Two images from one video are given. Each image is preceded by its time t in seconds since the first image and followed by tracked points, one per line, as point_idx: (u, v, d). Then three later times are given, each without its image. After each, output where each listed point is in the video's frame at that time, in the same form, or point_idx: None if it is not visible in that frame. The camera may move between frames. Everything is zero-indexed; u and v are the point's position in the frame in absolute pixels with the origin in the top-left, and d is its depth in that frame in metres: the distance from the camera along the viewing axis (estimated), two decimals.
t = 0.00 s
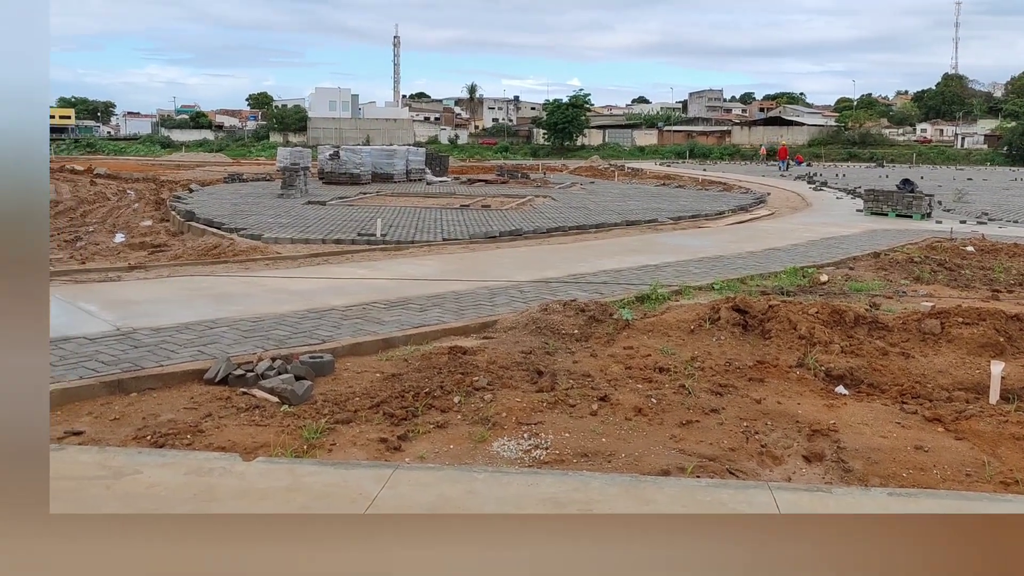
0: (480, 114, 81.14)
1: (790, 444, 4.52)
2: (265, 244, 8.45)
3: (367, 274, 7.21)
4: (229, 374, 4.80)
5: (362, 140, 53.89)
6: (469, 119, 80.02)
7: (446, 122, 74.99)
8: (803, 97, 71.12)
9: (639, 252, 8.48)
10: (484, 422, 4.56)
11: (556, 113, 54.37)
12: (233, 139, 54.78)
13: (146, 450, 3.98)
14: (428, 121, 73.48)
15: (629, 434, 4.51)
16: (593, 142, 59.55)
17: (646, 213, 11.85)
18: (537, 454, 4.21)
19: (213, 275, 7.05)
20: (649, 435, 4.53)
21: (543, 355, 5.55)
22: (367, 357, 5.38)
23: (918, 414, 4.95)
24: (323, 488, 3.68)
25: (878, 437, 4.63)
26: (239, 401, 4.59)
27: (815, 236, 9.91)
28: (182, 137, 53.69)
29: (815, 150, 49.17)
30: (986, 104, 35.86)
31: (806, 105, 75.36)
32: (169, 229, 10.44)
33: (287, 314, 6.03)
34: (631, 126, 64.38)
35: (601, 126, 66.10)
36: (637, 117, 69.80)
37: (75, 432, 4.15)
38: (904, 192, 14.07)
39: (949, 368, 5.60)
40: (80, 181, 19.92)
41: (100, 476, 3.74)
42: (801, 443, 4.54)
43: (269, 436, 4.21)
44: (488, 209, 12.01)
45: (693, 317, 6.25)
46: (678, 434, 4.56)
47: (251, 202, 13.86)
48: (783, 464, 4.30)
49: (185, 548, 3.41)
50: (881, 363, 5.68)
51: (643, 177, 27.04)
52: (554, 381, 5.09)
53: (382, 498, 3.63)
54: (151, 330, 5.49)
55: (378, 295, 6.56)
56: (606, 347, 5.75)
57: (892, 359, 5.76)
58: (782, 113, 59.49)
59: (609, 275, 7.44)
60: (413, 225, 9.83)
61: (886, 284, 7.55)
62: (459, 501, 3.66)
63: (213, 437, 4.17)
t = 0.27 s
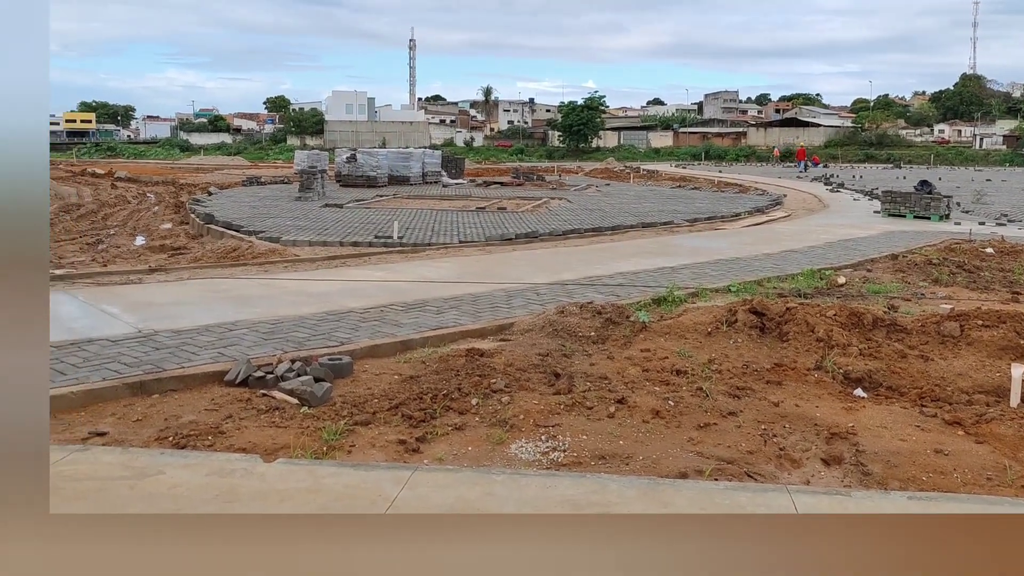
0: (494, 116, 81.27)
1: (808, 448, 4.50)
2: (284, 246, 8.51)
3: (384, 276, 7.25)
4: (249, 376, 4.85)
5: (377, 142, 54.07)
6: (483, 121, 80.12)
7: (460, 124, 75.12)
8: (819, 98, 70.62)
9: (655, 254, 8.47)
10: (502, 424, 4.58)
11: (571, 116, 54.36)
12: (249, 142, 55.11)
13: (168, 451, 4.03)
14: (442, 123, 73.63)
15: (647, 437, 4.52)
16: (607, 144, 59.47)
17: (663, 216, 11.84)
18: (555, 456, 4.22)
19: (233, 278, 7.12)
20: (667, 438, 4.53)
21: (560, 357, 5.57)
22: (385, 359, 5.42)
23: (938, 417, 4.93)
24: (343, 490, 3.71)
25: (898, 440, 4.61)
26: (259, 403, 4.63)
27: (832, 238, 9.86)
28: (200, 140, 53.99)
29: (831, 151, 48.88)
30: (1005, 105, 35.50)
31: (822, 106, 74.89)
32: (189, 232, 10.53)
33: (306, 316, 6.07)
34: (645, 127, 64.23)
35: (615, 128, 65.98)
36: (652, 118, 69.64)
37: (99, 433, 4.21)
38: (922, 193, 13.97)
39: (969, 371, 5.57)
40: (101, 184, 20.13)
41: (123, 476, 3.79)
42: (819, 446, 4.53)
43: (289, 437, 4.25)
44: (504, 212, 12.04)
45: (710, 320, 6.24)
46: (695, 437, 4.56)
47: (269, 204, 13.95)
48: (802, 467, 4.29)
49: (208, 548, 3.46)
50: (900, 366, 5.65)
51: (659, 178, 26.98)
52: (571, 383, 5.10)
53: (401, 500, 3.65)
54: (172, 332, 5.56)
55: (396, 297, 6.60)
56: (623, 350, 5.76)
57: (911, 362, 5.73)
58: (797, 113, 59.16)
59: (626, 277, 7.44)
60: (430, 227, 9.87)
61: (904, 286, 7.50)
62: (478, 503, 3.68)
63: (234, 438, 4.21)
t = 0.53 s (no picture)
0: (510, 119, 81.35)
1: (829, 452, 4.48)
2: (304, 249, 8.58)
3: (403, 279, 7.29)
4: (271, 379, 4.89)
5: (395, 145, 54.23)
6: (499, 124, 80.21)
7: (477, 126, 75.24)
8: (837, 100, 70.14)
9: (674, 257, 8.46)
10: (522, 427, 4.59)
11: (589, 118, 54.34)
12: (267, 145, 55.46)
13: (192, 453, 4.07)
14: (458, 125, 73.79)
15: (666, 441, 4.51)
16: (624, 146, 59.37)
17: (681, 218, 11.81)
18: (575, 460, 4.23)
19: (254, 281, 7.18)
20: (687, 442, 4.53)
21: (579, 361, 5.57)
22: (405, 362, 5.45)
23: (960, 422, 4.89)
24: (364, 492, 3.74)
25: (920, 445, 4.58)
26: (281, 405, 4.67)
27: (852, 241, 9.80)
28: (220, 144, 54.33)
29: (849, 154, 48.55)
30: None
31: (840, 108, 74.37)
32: (210, 235, 10.63)
33: (327, 319, 6.12)
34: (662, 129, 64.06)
35: (631, 130, 65.84)
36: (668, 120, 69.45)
37: (124, 434, 4.26)
38: (943, 196, 13.85)
39: (991, 376, 5.52)
40: (123, 188, 20.34)
41: (148, 478, 3.84)
42: (840, 451, 4.50)
43: (311, 439, 4.29)
44: (521, 215, 12.06)
45: (730, 323, 6.22)
46: (715, 441, 4.56)
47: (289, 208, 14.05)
48: (823, 472, 4.28)
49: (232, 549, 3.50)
50: (921, 370, 5.61)
51: (677, 181, 26.90)
52: (590, 387, 5.10)
53: (423, 503, 3.67)
54: (195, 335, 5.62)
55: (415, 301, 6.63)
56: (642, 353, 5.75)
57: (933, 366, 5.69)
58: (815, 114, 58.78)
59: (644, 280, 7.43)
60: (448, 230, 9.90)
61: (925, 290, 7.44)
62: (499, 507, 3.69)
63: (256, 441, 4.25)
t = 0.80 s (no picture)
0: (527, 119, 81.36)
1: (851, 458, 4.46)
2: (325, 251, 8.65)
3: (423, 281, 7.33)
4: (294, 380, 4.94)
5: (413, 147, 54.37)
6: (517, 125, 80.28)
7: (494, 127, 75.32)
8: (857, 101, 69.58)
9: (693, 260, 8.44)
10: (542, 430, 4.61)
11: (608, 121, 54.19)
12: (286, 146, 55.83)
13: (217, 454, 4.13)
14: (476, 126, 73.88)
15: (687, 445, 4.51)
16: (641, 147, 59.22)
17: (700, 221, 11.78)
18: (596, 463, 4.24)
19: (277, 282, 7.25)
20: (708, 446, 4.52)
21: (599, 364, 5.58)
22: (425, 364, 5.49)
23: (984, 428, 4.85)
24: (387, 495, 3.77)
25: (943, 451, 4.55)
26: (304, 407, 4.72)
27: (873, 244, 9.74)
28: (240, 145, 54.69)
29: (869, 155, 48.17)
30: None
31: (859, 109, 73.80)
32: (233, 236, 10.74)
33: (348, 321, 6.17)
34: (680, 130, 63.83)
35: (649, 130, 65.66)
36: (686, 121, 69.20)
37: (149, 435, 4.32)
38: (965, 198, 13.72)
39: (1016, 382, 5.47)
40: (146, 190, 20.56)
41: (174, 478, 3.89)
42: (862, 456, 4.48)
43: (333, 441, 4.33)
44: (540, 217, 12.08)
45: (750, 327, 6.21)
46: (736, 445, 4.55)
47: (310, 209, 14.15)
48: (845, 478, 4.25)
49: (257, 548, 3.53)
50: (944, 376, 5.57)
51: (695, 183, 26.83)
52: (610, 390, 5.11)
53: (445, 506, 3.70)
54: (218, 336, 5.69)
55: (435, 303, 6.67)
56: (662, 357, 5.75)
57: (956, 371, 5.65)
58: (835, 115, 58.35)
59: (663, 283, 7.43)
60: (467, 232, 9.94)
61: (948, 294, 7.38)
62: (521, 510, 3.70)
63: (280, 442, 4.30)
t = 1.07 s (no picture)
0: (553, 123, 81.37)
1: (879, 465, 4.42)
2: (353, 255, 8.74)
3: (449, 286, 7.38)
4: (322, 384, 5.01)
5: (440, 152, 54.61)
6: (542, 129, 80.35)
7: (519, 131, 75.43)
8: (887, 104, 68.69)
9: (719, 265, 8.41)
10: (568, 435, 4.63)
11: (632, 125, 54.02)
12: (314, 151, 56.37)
13: (246, 456, 4.20)
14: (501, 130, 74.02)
15: (713, 451, 4.50)
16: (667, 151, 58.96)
17: (726, 225, 11.72)
18: (621, 468, 4.25)
19: (305, 286, 7.35)
20: (734, 452, 4.51)
21: (625, 369, 5.59)
22: (451, 368, 5.53)
23: (1016, 436, 4.78)
24: (413, 498, 3.81)
25: (974, 459, 4.50)
26: (331, 410, 4.78)
27: (903, 249, 9.63)
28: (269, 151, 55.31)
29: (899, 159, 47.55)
30: None
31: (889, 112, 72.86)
32: (262, 241, 10.89)
33: (375, 325, 6.23)
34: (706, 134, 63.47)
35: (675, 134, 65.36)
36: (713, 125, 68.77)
37: (180, 436, 4.41)
38: (998, 203, 13.51)
39: None
40: (178, 194, 20.88)
41: (205, 479, 3.96)
42: (891, 464, 4.44)
43: (360, 444, 4.38)
44: (566, 222, 12.10)
45: (777, 333, 6.18)
46: (763, 452, 4.53)
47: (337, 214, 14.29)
48: (874, 485, 4.21)
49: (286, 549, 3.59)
50: (975, 383, 5.49)
51: (722, 187, 26.67)
52: (636, 395, 5.11)
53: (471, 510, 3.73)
54: (248, 339, 5.78)
55: (461, 307, 6.71)
56: (688, 362, 5.74)
57: (987, 378, 5.57)
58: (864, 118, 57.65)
59: (689, 288, 7.41)
60: (493, 237, 9.98)
61: (979, 299, 7.28)
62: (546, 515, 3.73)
63: (308, 444, 4.36)
